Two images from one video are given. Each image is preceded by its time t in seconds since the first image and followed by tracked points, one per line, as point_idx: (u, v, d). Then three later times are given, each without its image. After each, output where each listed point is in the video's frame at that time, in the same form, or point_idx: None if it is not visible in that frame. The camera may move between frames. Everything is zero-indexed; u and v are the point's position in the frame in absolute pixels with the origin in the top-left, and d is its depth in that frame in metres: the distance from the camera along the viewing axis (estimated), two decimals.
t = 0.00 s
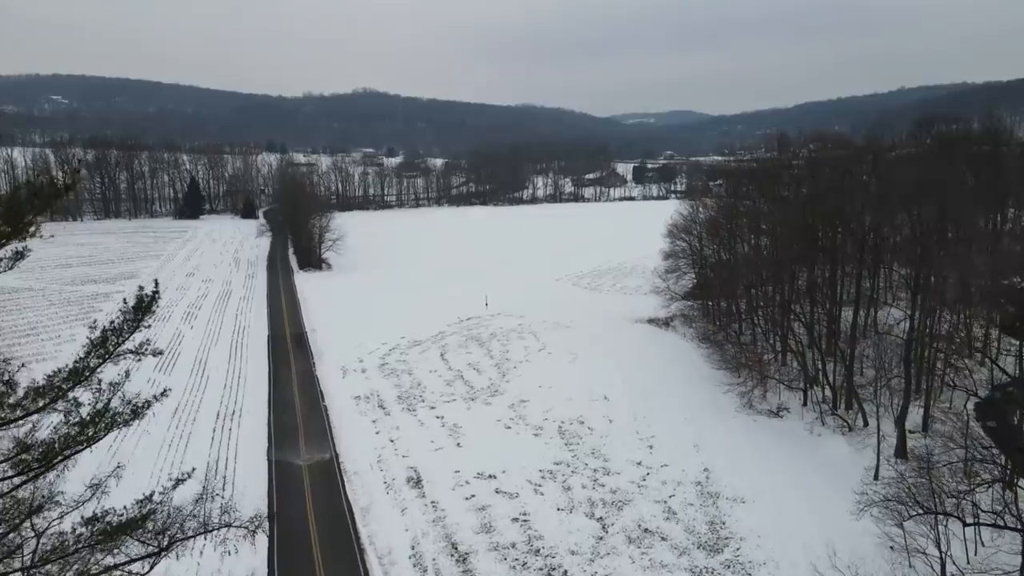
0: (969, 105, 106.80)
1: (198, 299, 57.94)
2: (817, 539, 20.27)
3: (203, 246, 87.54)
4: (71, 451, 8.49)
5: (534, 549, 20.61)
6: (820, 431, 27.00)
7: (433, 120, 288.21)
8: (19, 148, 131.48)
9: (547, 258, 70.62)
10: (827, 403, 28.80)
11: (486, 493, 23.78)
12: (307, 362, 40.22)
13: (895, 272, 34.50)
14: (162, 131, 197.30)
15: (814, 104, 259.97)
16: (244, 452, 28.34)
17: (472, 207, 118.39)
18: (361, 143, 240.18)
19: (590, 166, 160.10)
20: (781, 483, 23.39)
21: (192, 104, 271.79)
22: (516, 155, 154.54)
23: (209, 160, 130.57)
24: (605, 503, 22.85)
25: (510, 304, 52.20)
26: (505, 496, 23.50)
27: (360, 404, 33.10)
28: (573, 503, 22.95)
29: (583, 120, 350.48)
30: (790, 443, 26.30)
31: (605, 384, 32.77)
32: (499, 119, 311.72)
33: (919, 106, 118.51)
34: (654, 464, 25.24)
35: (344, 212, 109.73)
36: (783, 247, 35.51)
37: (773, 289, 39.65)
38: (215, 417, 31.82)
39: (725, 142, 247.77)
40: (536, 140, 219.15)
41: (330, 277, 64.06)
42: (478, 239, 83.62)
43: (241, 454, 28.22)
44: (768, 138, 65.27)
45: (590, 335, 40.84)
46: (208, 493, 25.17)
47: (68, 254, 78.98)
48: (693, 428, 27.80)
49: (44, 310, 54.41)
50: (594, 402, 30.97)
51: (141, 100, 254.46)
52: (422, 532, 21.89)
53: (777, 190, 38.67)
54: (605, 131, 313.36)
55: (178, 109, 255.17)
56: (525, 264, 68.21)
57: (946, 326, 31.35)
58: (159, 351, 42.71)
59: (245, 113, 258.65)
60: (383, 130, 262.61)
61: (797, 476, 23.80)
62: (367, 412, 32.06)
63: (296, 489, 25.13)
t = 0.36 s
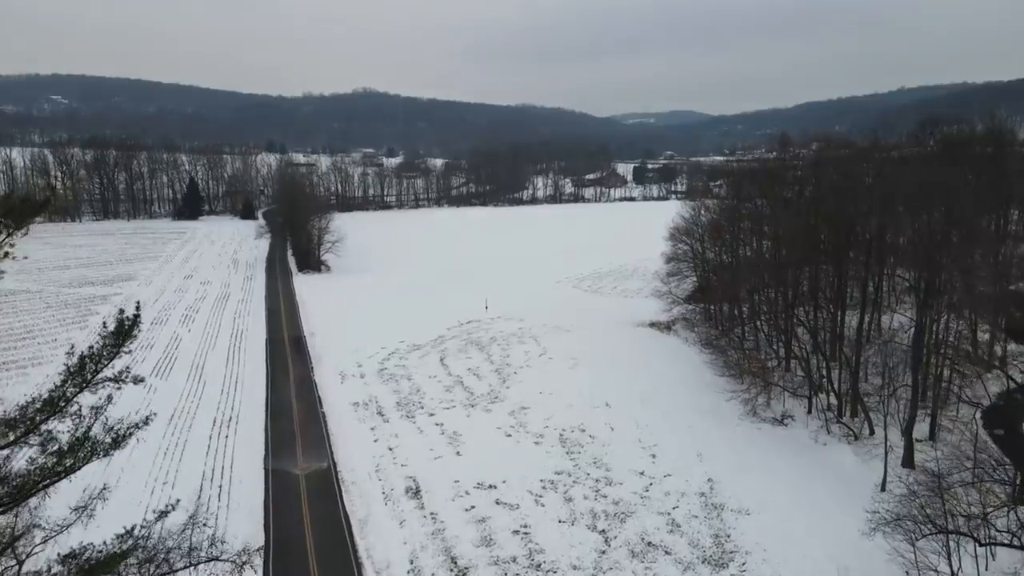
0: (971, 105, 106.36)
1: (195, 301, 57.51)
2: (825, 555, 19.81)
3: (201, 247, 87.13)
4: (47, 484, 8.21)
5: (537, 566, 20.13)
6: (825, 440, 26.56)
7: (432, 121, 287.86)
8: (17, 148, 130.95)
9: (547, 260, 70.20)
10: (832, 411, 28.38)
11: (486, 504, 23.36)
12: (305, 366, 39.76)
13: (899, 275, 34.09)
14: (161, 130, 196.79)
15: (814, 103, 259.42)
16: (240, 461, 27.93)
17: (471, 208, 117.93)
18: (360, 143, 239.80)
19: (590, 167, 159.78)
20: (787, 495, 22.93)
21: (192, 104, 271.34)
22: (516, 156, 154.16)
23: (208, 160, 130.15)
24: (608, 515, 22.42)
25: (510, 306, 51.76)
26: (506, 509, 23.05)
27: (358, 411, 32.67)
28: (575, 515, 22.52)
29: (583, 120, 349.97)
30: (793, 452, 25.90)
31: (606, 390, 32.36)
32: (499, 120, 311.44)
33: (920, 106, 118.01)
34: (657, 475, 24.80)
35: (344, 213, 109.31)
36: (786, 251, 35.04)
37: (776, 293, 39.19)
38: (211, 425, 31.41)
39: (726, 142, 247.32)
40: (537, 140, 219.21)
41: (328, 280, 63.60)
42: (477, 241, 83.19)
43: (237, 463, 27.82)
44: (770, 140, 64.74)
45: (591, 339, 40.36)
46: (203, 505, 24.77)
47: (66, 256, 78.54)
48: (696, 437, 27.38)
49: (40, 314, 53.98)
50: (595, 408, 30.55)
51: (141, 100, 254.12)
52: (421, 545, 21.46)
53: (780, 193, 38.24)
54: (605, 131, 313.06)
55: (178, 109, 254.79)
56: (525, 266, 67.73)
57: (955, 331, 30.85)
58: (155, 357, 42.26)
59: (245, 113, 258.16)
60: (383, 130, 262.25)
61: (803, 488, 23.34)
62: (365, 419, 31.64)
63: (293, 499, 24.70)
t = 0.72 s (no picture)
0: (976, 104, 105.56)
1: (194, 304, 57.07)
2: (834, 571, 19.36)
3: (200, 248, 86.71)
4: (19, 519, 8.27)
5: None
6: (831, 450, 26.12)
7: (433, 121, 287.37)
8: (16, 148, 130.47)
9: (548, 262, 69.74)
10: (837, 419, 27.91)
11: (486, 516, 22.91)
12: (304, 371, 39.30)
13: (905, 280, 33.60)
14: (160, 130, 196.28)
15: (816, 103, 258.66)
16: (236, 470, 27.52)
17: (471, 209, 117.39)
18: (360, 143, 239.25)
19: (591, 168, 159.31)
20: (793, 507, 22.48)
21: (192, 104, 270.84)
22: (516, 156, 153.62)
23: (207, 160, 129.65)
24: (610, 528, 21.96)
25: (511, 309, 51.30)
26: (507, 521, 22.58)
27: (357, 418, 32.20)
28: (578, 527, 22.07)
29: (584, 120, 349.33)
30: (796, 462, 25.48)
31: (609, 397, 31.86)
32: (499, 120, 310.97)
33: (924, 106, 117.25)
34: (660, 485, 24.34)
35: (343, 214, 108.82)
36: (790, 255, 34.56)
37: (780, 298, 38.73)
38: (207, 432, 30.98)
39: (727, 142, 246.66)
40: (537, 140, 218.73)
41: (327, 282, 63.15)
42: (478, 242, 82.69)
43: (234, 472, 27.40)
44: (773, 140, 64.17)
45: (593, 344, 39.92)
46: (198, 516, 24.32)
47: (64, 257, 78.06)
48: (699, 446, 26.90)
49: (37, 316, 53.58)
50: (597, 416, 30.05)
51: (141, 100, 253.69)
52: (420, 559, 21.00)
53: (784, 196, 37.76)
54: (605, 131, 312.49)
55: (178, 109, 254.34)
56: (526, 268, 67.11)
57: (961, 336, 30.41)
58: (152, 361, 41.85)
59: (245, 112, 257.60)
60: (383, 130, 261.75)
61: (809, 500, 22.91)
62: (364, 426, 31.15)
63: (290, 510, 24.24)
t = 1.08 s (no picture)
0: (980, 104, 104.81)
1: (191, 307, 56.64)
2: None
3: (198, 249, 86.24)
4: None
5: None
6: (838, 460, 25.62)
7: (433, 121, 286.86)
8: (14, 148, 129.91)
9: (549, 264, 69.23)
10: (844, 428, 27.41)
11: (486, 529, 22.44)
12: (302, 377, 38.78)
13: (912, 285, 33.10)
14: (159, 130, 195.72)
15: (817, 103, 257.91)
16: (232, 479, 27.06)
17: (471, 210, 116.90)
18: (360, 143, 238.70)
19: (591, 168, 158.83)
20: (800, 521, 21.99)
21: (192, 104, 270.21)
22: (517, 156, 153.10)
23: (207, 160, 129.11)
24: (614, 542, 21.51)
25: (510, 313, 50.83)
26: (508, 535, 22.08)
27: (355, 426, 31.69)
28: (580, 541, 21.59)
29: (584, 120, 348.79)
30: (801, 472, 25.03)
31: (611, 404, 31.34)
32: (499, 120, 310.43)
33: (928, 106, 116.47)
34: (665, 498, 23.83)
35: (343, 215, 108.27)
36: (793, 258, 33.99)
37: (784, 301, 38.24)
38: (203, 441, 30.52)
39: (728, 142, 246.08)
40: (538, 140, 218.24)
41: (326, 285, 62.63)
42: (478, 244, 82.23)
43: (229, 482, 26.93)
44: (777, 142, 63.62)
45: (595, 348, 39.44)
46: (193, 528, 23.84)
47: (62, 259, 77.55)
48: (704, 456, 26.39)
49: (35, 320, 53.11)
50: (599, 424, 29.55)
51: (141, 100, 253.12)
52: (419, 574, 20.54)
53: (787, 197, 37.23)
54: (605, 131, 312.04)
55: (178, 109, 253.89)
56: (526, 271, 66.62)
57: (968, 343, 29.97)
58: (148, 366, 41.35)
59: (245, 113, 257.09)
60: (384, 130, 261.25)
61: (818, 513, 22.38)
62: (362, 435, 30.64)
63: (286, 522, 23.78)
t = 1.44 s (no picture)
0: (983, 104, 104.13)
1: (189, 310, 56.26)
2: None
3: (197, 250, 85.81)
4: None
5: None
6: (845, 470, 25.11)
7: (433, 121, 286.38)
8: (13, 148, 129.23)
9: (549, 266, 68.84)
10: (850, 436, 26.89)
11: (486, 542, 21.99)
12: (300, 382, 38.31)
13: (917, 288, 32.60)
14: (159, 130, 195.23)
15: (817, 102, 257.29)
16: (227, 488, 26.64)
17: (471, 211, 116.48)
18: (360, 143, 238.22)
19: (591, 168, 158.37)
20: (807, 533, 21.56)
21: (192, 104, 269.61)
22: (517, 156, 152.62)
23: (206, 161, 128.67)
24: (617, 556, 21.06)
25: (510, 315, 50.44)
26: (509, 549, 21.62)
27: (354, 433, 31.22)
28: (582, 555, 21.14)
29: (584, 120, 348.27)
30: (806, 482, 24.61)
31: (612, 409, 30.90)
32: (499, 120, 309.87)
33: (930, 107, 115.98)
34: (668, 508, 23.39)
35: (342, 216, 107.84)
36: (796, 260, 33.55)
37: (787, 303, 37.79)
38: (199, 448, 30.09)
39: (728, 142, 245.70)
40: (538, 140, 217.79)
41: (325, 287, 62.26)
42: (477, 245, 81.86)
43: (225, 491, 26.50)
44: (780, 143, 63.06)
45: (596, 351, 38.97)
46: (188, 539, 23.37)
47: (60, 260, 77.12)
48: (707, 466, 25.86)
49: (32, 323, 52.76)
50: (601, 432, 28.99)
51: (141, 100, 252.63)
52: None
53: (790, 197, 36.75)
54: (606, 130, 311.48)
55: (178, 108, 253.46)
56: (526, 273, 66.22)
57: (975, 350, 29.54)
58: (145, 371, 40.95)
59: (245, 113, 256.66)
60: (384, 130, 260.75)
61: (825, 525, 21.94)
62: (360, 442, 30.19)
63: (282, 534, 23.30)
